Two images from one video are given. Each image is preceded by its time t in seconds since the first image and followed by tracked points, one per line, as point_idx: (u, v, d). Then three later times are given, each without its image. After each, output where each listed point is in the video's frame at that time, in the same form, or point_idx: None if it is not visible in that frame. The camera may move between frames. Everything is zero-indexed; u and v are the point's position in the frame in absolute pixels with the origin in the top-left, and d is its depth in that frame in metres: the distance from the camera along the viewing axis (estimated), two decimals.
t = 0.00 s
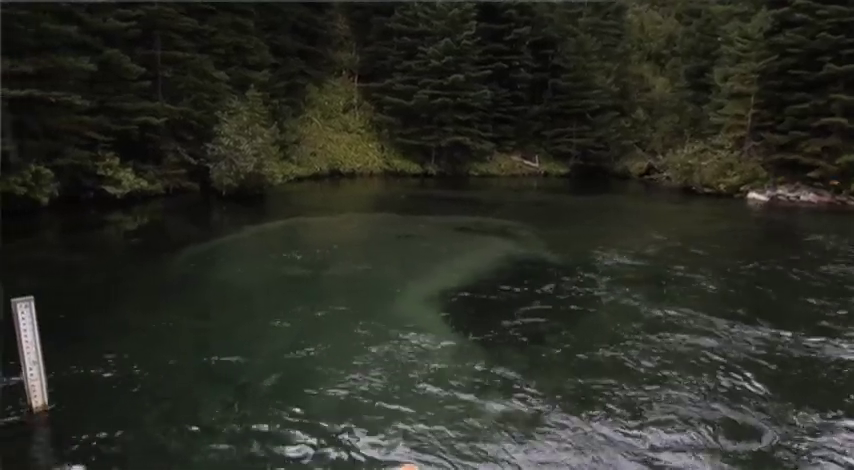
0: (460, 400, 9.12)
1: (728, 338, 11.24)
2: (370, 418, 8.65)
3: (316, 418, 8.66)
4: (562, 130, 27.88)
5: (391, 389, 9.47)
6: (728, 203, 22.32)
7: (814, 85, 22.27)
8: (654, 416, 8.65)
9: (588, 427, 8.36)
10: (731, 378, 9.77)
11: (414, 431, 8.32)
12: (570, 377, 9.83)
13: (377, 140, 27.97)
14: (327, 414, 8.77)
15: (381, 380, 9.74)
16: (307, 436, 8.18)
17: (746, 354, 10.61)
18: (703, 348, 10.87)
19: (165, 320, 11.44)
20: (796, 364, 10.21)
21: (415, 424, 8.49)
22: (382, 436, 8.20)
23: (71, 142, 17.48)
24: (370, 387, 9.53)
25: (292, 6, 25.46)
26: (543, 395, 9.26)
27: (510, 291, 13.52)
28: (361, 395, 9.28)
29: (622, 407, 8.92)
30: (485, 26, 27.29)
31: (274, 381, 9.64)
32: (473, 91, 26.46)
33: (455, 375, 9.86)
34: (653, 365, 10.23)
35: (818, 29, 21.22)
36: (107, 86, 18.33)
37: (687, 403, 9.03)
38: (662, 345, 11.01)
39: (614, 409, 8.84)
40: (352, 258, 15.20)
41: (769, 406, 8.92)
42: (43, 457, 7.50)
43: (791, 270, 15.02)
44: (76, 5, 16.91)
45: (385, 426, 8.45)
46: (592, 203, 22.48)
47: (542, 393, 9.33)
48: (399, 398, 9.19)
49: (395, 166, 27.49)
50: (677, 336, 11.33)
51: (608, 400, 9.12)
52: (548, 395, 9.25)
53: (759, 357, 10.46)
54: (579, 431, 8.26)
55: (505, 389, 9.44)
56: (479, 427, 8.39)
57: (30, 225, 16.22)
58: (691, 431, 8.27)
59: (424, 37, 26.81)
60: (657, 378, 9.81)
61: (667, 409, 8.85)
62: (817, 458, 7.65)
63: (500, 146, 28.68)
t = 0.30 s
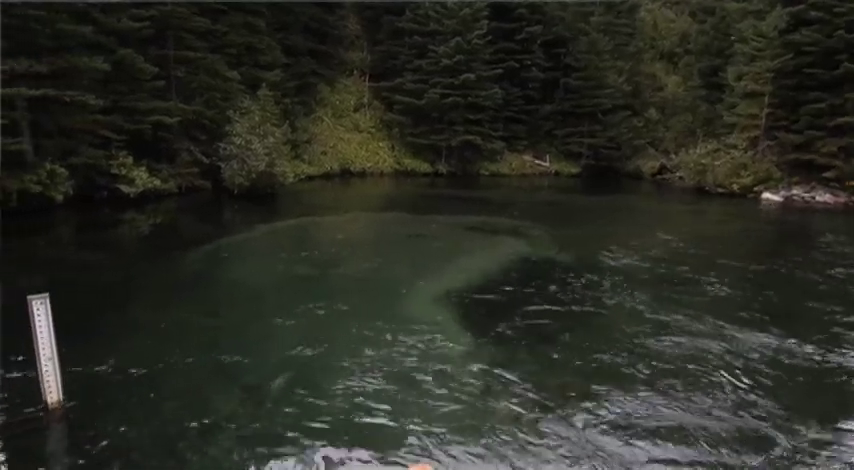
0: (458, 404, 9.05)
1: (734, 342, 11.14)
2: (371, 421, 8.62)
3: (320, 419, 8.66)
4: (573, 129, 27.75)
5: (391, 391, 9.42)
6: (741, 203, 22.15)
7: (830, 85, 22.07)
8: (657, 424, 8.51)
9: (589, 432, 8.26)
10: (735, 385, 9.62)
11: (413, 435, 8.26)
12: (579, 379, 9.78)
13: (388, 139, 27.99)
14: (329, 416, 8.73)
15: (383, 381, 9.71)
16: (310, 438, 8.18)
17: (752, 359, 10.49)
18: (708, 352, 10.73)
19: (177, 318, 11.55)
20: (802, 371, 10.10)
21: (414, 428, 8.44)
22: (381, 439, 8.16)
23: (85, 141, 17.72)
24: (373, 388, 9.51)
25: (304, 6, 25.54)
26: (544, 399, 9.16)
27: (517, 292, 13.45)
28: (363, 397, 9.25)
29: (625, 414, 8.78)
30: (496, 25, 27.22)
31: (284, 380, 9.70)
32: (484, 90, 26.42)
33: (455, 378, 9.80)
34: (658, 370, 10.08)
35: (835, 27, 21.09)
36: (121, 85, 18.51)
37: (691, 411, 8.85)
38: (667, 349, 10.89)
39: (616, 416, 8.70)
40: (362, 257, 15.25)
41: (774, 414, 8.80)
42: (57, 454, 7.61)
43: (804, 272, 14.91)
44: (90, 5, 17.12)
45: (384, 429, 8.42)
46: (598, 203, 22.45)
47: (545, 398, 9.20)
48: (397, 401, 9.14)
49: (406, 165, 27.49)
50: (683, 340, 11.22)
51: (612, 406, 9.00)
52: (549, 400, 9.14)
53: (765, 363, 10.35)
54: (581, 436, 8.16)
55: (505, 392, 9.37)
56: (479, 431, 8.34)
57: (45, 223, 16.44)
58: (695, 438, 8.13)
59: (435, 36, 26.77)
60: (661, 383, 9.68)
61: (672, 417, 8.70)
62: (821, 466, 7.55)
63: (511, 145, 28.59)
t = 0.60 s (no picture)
0: (455, 405, 9.02)
1: (741, 345, 11.07)
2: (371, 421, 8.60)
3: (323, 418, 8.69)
4: (584, 128, 27.63)
5: (390, 391, 9.41)
6: (754, 203, 21.95)
7: (845, 83, 21.85)
8: (659, 429, 8.39)
9: (590, 437, 8.17)
10: (735, 389, 9.52)
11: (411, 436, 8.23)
12: (589, 381, 9.73)
13: (397, 138, 28.03)
14: (329, 416, 8.72)
15: (384, 381, 9.71)
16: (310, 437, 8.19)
17: (757, 362, 10.40)
18: (713, 355, 10.64)
19: (190, 314, 11.68)
20: (807, 374, 10.02)
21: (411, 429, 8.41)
22: (379, 440, 8.14)
23: (99, 140, 17.90)
24: (374, 388, 9.51)
25: (315, 5, 25.60)
26: (546, 402, 9.09)
27: (524, 292, 13.41)
28: (365, 396, 9.26)
29: (628, 416, 8.72)
30: (507, 24, 27.15)
31: (296, 377, 9.77)
32: (495, 89, 26.36)
33: (453, 378, 9.79)
34: (660, 374, 9.97)
35: (850, 25, 20.79)
36: (134, 85, 18.70)
37: (694, 414, 8.81)
38: (673, 351, 10.80)
39: (617, 421, 8.59)
40: (372, 256, 15.30)
41: (777, 419, 8.70)
42: (72, 450, 7.69)
43: (815, 273, 14.81)
44: (104, 5, 17.27)
45: (381, 429, 8.39)
46: (603, 201, 22.51)
47: (551, 399, 9.19)
48: (394, 402, 9.12)
49: (415, 164, 27.50)
50: (690, 343, 11.12)
51: (616, 409, 8.90)
52: (551, 402, 9.09)
53: (771, 365, 10.29)
54: (582, 440, 8.08)
55: (506, 393, 9.34)
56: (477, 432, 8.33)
57: (60, 221, 16.62)
58: (700, 444, 8.02)
59: (446, 35, 26.74)
60: (666, 386, 9.58)
61: (676, 420, 8.64)
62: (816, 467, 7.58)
63: (521, 144, 28.51)
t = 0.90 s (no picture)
0: (450, 408, 8.92)
1: (754, 349, 10.80)
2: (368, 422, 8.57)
3: (320, 417, 8.68)
4: (595, 128, 27.49)
5: (387, 392, 9.35)
6: (768, 203, 21.72)
7: None
8: (661, 433, 8.25)
9: (590, 440, 8.05)
10: (737, 393, 9.36)
11: (405, 439, 8.14)
12: (600, 381, 9.68)
13: (408, 137, 28.02)
14: (328, 417, 8.68)
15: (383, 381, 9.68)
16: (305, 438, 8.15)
17: (763, 364, 10.23)
18: (718, 358, 10.47)
19: (203, 312, 11.77)
20: (818, 374, 9.92)
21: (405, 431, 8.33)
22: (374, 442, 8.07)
23: (113, 139, 18.12)
24: (373, 388, 9.48)
25: (326, 5, 25.63)
26: (551, 404, 9.01)
27: (533, 292, 13.31)
28: (364, 396, 9.22)
29: (633, 415, 8.73)
30: (518, 23, 27.03)
31: (307, 374, 9.81)
32: (506, 88, 26.28)
33: (452, 378, 9.73)
34: (664, 377, 9.82)
35: None
36: (147, 84, 18.86)
37: (698, 413, 8.79)
38: (680, 353, 10.65)
39: (618, 424, 8.47)
40: (384, 255, 15.34)
41: (780, 423, 8.54)
42: (85, 445, 7.80)
43: (831, 274, 14.61)
44: (117, 5, 17.39)
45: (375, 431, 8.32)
46: (613, 200, 22.44)
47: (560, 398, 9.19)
48: (390, 403, 9.07)
49: (426, 164, 27.51)
50: (698, 345, 10.96)
51: (623, 410, 8.86)
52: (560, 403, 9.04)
53: (783, 369, 10.07)
54: (584, 445, 7.97)
55: (511, 394, 9.27)
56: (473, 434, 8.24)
57: (74, 219, 16.81)
58: (704, 450, 7.87)
59: (456, 34, 26.67)
60: (671, 390, 9.46)
61: (681, 419, 8.64)
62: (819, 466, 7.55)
63: (532, 143, 28.41)
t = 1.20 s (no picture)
0: (450, 411, 8.84)
1: (764, 353, 10.63)
2: (368, 425, 8.49)
3: (321, 418, 8.64)
4: (607, 127, 27.35)
5: (388, 394, 9.29)
6: (782, 204, 21.45)
7: None
8: (666, 440, 8.10)
9: (594, 442, 8.04)
10: (741, 399, 9.20)
11: (405, 443, 8.06)
12: (610, 383, 9.61)
13: (419, 137, 28.01)
14: (329, 420, 8.62)
15: (385, 382, 9.63)
16: (307, 441, 8.10)
17: (771, 370, 10.05)
18: (724, 363, 10.30)
19: (215, 310, 11.86)
20: (828, 378, 9.81)
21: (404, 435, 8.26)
22: (373, 446, 7.99)
23: (127, 138, 18.31)
24: (375, 389, 9.43)
25: (338, 4, 25.69)
26: (558, 406, 8.95)
27: (543, 293, 13.23)
28: (366, 398, 9.18)
29: (637, 415, 8.72)
30: (530, 22, 26.91)
31: (318, 373, 9.86)
32: (518, 88, 26.22)
33: (453, 380, 9.67)
34: (668, 382, 9.68)
35: None
36: (161, 84, 19.04)
37: (701, 415, 8.77)
38: (686, 357, 10.50)
39: (625, 428, 8.37)
40: (395, 254, 15.37)
41: (784, 431, 8.38)
42: (98, 443, 7.87)
43: (846, 276, 14.40)
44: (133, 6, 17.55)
45: (374, 435, 8.25)
46: (624, 200, 22.30)
47: (568, 399, 9.16)
48: (390, 405, 9.01)
49: (437, 163, 27.51)
50: (705, 350, 10.78)
51: (632, 413, 8.79)
52: (569, 405, 8.99)
53: (794, 375, 9.88)
54: (591, 449, 7.90)
55: (514, 397, 9.19)
56: (473, 438, 8.16)
57: (90, 217, 17.03)
58: (711, 459, 7.72)
59: (468, 34, 26.63)
60: (676, 395, 9.30)
61: (685, 421, 8.61)
62: None
63: (543, 143, 28.29)
